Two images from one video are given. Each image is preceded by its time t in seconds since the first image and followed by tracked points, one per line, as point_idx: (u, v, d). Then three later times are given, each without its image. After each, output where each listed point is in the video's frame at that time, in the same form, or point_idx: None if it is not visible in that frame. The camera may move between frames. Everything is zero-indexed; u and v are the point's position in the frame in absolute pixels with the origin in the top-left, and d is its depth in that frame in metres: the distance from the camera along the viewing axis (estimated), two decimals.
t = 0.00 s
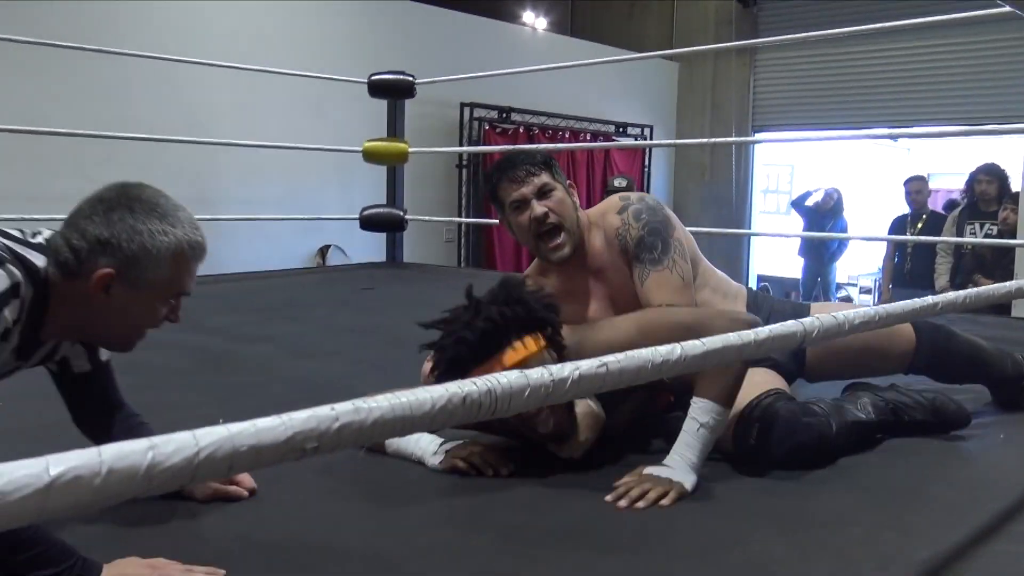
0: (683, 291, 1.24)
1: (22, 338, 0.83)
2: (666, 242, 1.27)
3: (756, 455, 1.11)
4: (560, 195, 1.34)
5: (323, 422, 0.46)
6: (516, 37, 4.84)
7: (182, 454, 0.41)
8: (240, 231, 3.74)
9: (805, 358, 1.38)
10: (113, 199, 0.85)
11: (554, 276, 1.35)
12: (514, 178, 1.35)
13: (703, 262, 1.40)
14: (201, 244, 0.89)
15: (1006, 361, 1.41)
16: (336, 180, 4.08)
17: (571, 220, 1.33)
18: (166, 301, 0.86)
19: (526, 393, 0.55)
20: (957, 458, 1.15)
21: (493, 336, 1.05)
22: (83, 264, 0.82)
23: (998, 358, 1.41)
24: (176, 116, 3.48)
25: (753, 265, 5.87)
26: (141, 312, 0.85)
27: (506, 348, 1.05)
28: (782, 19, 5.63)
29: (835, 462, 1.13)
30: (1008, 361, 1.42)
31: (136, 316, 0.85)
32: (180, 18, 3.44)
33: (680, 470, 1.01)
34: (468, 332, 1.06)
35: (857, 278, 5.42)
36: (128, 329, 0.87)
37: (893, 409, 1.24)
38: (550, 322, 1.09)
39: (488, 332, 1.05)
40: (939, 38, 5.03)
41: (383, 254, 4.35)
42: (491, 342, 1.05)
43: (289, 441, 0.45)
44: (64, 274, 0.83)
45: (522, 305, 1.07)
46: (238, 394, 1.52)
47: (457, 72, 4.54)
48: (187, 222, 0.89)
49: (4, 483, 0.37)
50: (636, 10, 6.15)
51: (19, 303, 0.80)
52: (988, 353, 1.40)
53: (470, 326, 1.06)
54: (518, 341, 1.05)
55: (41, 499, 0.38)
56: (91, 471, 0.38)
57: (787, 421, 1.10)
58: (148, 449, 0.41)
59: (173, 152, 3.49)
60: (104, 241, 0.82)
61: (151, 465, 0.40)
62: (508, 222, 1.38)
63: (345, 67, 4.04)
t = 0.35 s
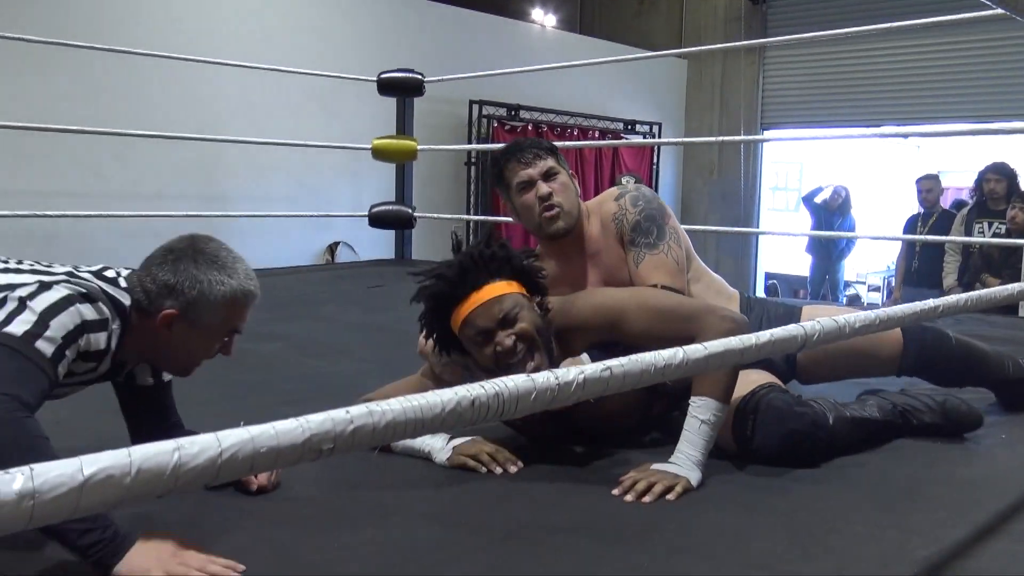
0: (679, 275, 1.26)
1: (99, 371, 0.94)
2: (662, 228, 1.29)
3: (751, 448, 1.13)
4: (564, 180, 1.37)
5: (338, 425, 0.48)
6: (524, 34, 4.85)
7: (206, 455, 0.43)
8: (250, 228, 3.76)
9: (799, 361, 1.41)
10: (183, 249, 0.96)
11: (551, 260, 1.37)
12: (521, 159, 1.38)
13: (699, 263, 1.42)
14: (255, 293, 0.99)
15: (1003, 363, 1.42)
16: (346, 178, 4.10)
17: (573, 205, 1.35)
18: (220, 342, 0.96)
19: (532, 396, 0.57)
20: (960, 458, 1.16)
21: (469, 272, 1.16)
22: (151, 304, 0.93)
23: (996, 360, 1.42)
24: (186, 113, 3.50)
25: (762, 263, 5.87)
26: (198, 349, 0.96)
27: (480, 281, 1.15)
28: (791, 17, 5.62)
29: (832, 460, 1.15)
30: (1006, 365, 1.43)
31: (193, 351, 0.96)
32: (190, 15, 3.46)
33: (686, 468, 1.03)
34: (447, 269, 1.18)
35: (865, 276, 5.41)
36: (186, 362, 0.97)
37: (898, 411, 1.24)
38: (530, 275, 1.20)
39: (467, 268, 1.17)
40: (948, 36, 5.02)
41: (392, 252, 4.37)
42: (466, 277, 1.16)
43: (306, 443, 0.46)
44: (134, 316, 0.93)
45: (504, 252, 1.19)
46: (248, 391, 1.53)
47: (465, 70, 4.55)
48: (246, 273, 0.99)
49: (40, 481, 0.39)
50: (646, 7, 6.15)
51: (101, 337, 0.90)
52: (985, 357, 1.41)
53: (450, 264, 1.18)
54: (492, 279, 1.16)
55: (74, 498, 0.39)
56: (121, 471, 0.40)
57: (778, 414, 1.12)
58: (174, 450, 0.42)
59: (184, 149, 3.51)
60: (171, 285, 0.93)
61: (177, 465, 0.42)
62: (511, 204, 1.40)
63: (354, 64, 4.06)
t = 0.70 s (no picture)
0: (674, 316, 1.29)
1: (122, 382, 1.02)
2: (662, 270, 1.31)
3: (748, 456, 1.14)
4: (559, 206, 1.37)
5: (341, 438, 0.48)
6: (518, 48, 4.87)
7: (211, 470, 0.43)
8: (244, 241, 3.76)
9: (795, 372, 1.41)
10: (171, 257, 1.02)
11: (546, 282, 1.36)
12: (517, 186, 1.37)
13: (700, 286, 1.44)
14: (251, 284, 1.05)
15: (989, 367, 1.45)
16: (340, 191, 4.10)
17: (570, 232, 1.35)
18: (225, 336, 1.03)
19: (531, 409, 0.57)
20: (957, 471, 1.17)
21: (453, 289, 1.17)
22: (149, 313, 1.00)
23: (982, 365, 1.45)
24: (181, 128, 3.50)
25: (755, 275, 5.88)
26: (203, 348, 1.02)
27: (466, 299, 1.16)
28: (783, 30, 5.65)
29: (829, 473, 1.15)
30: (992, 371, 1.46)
31: (197, 349, 1.02)
32: (185, 29, 3.47)
33: (683, 481, 1.03)
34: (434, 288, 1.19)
35: (858, 288, 5.43)
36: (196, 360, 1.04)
37: (921, 429, 1.23)
38: (514, 291, 1.21)
39: (452, 287, 1.18)
40: (939, 50, 5.05)
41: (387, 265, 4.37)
42: (451, 295, 1.17)
43: (311, 457, 0.47)
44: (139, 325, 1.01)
45: (488, 270, 1.20)
46: (243, 405, 1.53)
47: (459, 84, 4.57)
48: (239, 268, 1.05)
49: (49, 497, 0.39)
50: (638, 21, 6.20)
51: (110, 364, 0.97)
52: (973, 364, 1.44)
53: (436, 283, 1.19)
54: (477, 297, 1.16)
55: (82, 514, 0.40)
56: (128, 486, 0.40)
57: (776, 421, 1.13)
58: (180, 465, 0.43)
59: (178, 162, 3.51)
60: (162, 295, 0.99)
61: (183, 479, 0.42)
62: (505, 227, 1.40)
63: (349, 78, 4.07)
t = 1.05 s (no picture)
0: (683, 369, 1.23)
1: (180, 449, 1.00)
2: (673, 324, 1.24)
3: (754, 471, 1.14)
4: (564, 237, 1.29)
5: (355, 464, 0.47)
6: (515, 61, 4.88)
7: (224, 498, 0.42)
8: (242, 257, 3.76)
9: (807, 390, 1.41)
10: (211, 334, 1.00)
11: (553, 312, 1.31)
12: (520, 215, 1.32)
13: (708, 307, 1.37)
14: (294, 347, 1.05)
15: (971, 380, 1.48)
16: (339, 206, 4.10)
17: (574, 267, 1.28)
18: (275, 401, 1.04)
19: (545, 430, 0.57)
20: (966, 484, 1.16)
21: (466, 326, 1.12)
22: (200, 391, 0.98)
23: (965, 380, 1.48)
24: (179, 145, 3.50)
25: (754, 286, 5.88)
26: (252, 413, 1.03)
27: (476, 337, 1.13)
28: (779, 42, 5.68)
29: (838, 486, 1.14)
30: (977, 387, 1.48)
31: (247, 417, 1.03)
32: (183, 46, 3.47)
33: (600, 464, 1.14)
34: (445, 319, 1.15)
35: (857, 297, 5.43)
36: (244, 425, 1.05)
37: (927, 437, 1.22)
38: (531, 334, 1.15)
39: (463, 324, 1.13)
40: (934, 60, 5.07)
41: (386, 280, 4.37)
42: (463, 331, 1.13)
43: (324, 484, 0.46)
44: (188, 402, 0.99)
45: (504, 309, 1.14)
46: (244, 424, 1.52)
47: (457, 98, 4.57)
48: (280, 331, 1.05)
49: (58, 530, 0.39)
50: (635, 34, 6.22)
51: (168, 443, 0.95)
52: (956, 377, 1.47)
53: (449, 313, 1.15)
54: (489, 338, 1.12)
55: (92, 546, 0.39)
56: (139, 519, 0.40)
57: (781, 434, 1.13)
58: (191, 495, 0.42)
59: (176, 179, 3.51)
60: (218, 375, 0.98)
61: (195, 509, 0.42)
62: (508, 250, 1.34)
63: (347, 93, 4.08)
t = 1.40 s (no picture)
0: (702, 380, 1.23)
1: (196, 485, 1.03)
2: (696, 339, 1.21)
3: (766, 479, 1.13)
4: (581, 255, 1.24)
5: (368, 476, 0.46)
6: (516, 64, 4.87)
7: (233, 513, 0.41)
8: (244, 262, 3.74)
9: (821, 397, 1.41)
10: (223, 395, 1.01)
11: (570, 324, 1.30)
12: (532, 234, 1.25)
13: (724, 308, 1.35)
14: (305, 404, 1.07)
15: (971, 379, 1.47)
16: (340, 210, 4.09)
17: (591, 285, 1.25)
18: (284, 458, 1.06)
19: (562, 439, 0.56)
20: (978, 485, 1.15)
21: (486, 358, 1.11)
22: (211, 450, 1.00)
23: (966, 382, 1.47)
24: (180, 150, 3.49)
25: (757, 288, 5.87)
26: (260, 470, 1.06)
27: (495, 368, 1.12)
28: (779, 43, 5.67)
29: (851, 490, 1.13)
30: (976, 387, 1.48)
31: (256, 471, 1.06)
32: (182, 52, 3.46)
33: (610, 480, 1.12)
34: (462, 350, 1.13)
35: (859, 298, 5.42)
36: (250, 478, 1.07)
37: (939, 439, 1.20)
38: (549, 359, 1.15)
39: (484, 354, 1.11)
40: (935, 60, 5.06)
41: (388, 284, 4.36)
42: (483, 362, 1.11)
43: (336, 496, 0.45)
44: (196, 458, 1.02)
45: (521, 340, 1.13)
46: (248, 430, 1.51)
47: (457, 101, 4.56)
48: (291, 389, 1.07)
49: (62, 548, 0.38)
50: (635, 36, 6.21)
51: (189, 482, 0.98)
52: (960, 378, 1.46)
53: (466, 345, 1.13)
54: (508, 368, 1.12)
55: (99, 563, 0.38)
56: (147, 535, 0.39)
57: (793, 442, 1.12)
58: (199, 510, 0.41)
59: (177, 184, 3.50)
60: (231, 436, 1.00)
61: (203, 525, 0.41)
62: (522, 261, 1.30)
63: (348, 97, 4.07)
